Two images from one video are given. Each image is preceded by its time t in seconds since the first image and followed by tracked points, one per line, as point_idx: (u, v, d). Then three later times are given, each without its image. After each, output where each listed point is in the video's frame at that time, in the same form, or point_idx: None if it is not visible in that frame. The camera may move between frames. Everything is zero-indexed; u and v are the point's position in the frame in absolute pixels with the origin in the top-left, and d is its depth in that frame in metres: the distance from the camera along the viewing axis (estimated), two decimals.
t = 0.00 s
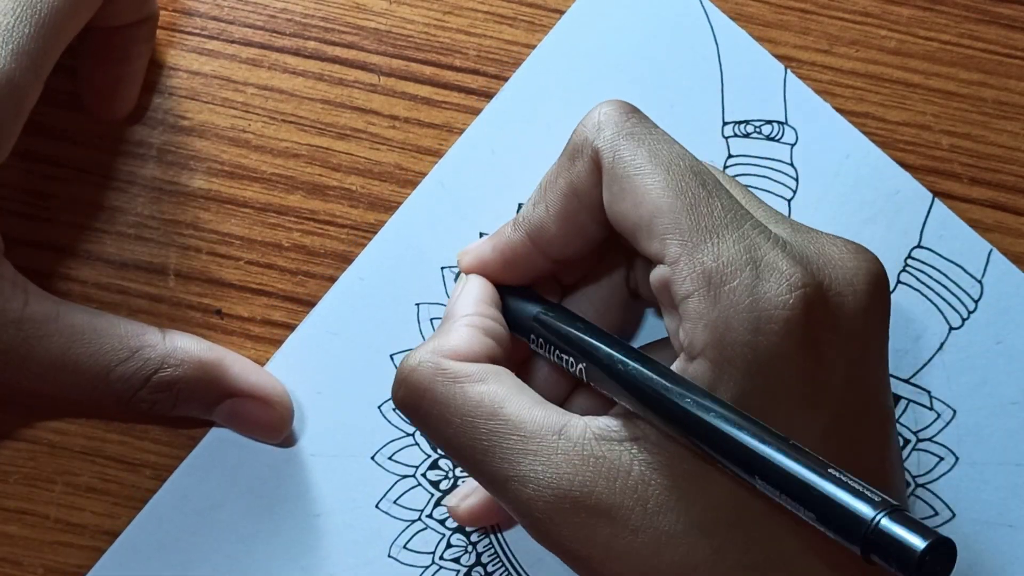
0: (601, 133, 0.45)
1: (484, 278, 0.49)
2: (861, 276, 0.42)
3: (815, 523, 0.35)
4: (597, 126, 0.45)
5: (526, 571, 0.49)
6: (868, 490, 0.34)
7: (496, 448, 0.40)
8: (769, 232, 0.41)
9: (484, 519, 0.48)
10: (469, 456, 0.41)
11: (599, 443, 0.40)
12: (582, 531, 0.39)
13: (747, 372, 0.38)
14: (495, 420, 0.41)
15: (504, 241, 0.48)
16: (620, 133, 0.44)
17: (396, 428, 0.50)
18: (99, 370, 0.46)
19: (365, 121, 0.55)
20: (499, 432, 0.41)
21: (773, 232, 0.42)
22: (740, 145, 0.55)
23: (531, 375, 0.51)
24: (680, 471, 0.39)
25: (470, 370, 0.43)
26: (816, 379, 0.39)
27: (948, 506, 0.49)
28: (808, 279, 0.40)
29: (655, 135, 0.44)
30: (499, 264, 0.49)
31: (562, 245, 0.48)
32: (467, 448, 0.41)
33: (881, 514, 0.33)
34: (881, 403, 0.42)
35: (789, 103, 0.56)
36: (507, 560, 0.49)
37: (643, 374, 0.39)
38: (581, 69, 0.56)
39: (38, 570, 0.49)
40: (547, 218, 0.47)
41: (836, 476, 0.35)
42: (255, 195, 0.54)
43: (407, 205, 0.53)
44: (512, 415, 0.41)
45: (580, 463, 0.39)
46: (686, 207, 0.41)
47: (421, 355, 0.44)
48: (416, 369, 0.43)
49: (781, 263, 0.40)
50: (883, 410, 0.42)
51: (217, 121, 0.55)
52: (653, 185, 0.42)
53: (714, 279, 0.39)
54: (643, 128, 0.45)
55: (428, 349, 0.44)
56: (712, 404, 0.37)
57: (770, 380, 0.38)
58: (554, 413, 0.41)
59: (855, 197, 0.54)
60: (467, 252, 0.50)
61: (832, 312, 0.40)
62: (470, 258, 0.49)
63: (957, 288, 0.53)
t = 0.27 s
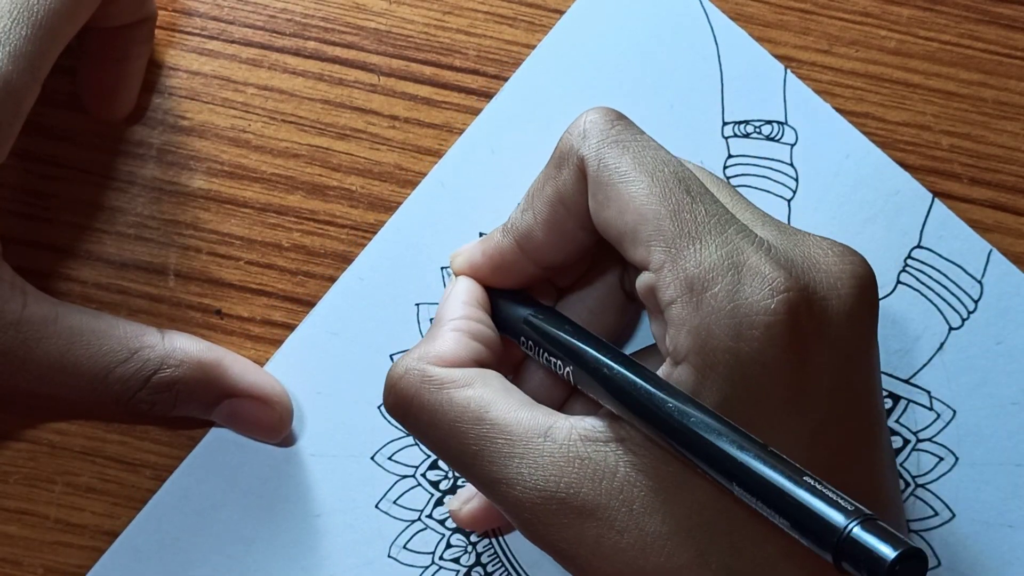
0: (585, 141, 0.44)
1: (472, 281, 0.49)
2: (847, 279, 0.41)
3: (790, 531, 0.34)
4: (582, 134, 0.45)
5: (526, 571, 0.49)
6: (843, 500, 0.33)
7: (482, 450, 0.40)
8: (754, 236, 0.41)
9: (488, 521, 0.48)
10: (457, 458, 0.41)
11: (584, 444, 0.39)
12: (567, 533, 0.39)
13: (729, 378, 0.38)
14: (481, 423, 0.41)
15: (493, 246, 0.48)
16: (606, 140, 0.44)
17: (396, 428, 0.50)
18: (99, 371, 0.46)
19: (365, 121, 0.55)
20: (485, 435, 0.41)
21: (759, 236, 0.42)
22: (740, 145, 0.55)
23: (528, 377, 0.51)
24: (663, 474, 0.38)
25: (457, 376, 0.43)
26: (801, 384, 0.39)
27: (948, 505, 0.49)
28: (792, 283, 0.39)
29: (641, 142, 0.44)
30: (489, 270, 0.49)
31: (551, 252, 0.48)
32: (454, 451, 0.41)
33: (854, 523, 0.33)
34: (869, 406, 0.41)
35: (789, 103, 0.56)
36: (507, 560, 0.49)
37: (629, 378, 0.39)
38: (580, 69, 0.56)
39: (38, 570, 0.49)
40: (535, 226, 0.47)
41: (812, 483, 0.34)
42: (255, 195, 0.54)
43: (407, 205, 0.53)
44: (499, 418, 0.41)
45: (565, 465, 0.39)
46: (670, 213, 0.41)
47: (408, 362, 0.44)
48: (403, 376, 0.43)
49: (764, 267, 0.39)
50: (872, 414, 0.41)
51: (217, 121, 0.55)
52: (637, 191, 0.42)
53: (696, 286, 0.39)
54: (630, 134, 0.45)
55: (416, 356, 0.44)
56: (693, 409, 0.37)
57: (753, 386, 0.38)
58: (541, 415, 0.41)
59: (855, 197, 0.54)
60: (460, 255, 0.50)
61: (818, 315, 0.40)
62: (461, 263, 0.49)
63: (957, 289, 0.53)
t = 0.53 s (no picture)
0: (588, 147, 0.44)
1: (479, 288, 0.49)
2: (851, 280, 0.41)
3: (800, 534, 0.35)
4: (584, 141, 0.45)
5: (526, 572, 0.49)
6: (853, 503, 0.33)
7: (490, 454, 0.40)
8: (758, 238, 0.41)
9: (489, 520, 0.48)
10: (464, 461, 0.41)
11: (592, 447, 0.39)
12: (575, 535, 0.39)
13: (737, 382, 0.38)
14: (489, 427, 0.41)
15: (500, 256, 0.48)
16: (608, 147, 0.44)
17: (396, 429, 0.50)
18: (99, 371, 0.46)
19: (365, 121, 0.55)
20: (493, 438, 0.41)
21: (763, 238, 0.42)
22: (740, 145, 0.55)
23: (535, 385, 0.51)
24: (670, 477, 0.38)
25: (463, 379, 0.43)
26: (806, 387, 0.39)
27: (948, 505, 0.49)
28: (797, 284, 0.39)
29: (643, 147, 0.44)
30: (495, 279, 0.49)
31: (556, 261, 0.48)
32: (462, 455, 0.41)
33: (865, 527, 0.33)
34: (874, 409, 0.41)
35: (789, 103, 0.56)
36: (507, 560, 0.49)
37: (637, 383, 0.39)
38: (581, 69, 0.56)
39: (38, 569, 0.49)
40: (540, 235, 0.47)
41: (823, 488, 0.34)
42: (255, 195, 0.54)
43: (407, 206, 0.53)
44: (505, 421, 0.41)
45: (573, 468, 0.39)
46: (675, 217, 0.41)
47: (414, 365, 0.44)
48: (410, 379, 0.44)
49: (770, 269, 0.39)
50: (875, 416, 0.41)
51: (217, 121, 0.55)
52: (642, 196, 0.42)
53: (702, 290, 0.39)
54: (631, 140, 0.45)
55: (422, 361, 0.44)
56: (702, 414, 0.37)
57: (759, 389, 0.38)
58: (548, 418, 0.41)
59: (855, 197, 0.54)
60: (468, 266, 0.50)
61: (824, 316, 0.40)
62: (468, 274, 0.49)
63: (957, 289, 0.53)
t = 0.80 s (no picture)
0: (585, 145, 0.44)
1: (473, 282, 0.49)
2: (851, 275, 0.41)
3: (802, 524, 0.34)
4: (581, 138, 0.45)
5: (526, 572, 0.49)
6: (854, 492, 0.33)
7: (491, 453, 0.40)
8: (757, 234, 0.41)
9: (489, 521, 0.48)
10: (465, 460, 0.41)
11: (593, 445, 0.40)
12: (578, 532, 0.39)
13: (736, 377, 0.38)
14: (489, 425, 0.41)
15: (492, 250, 0.48)
16: (606, 144, 0.44)
17: (396, 429, 0.50)
18: (99, 371, 0.46)
19: (365, 121, 0.55)
20: (494, 436, 0.41)
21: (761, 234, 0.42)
22: (740, 145, 0.55)
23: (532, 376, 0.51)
24: (670, 471, 0.38)
25: (463, 377, 0.43)
26: (807, 383, 0.39)
27: (948, 505, 0.49)
28: (796, 280, 0.39)
29: (640, 145, 0.44)
30: (488, 274, 0.48)
31: (550, 257, 0.48)
32: (463, 453, 0.41)
33: (867, 515, 0.33)
34: (874, 406, 0.41)
35: (789, 103, 0.56)
36: (507, 560, 0.49)
37: (635, 377, 0.39)
38: (581, 69, 0.56)
39: (38, 570, 0.49)
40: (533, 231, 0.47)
41: (823, 476, 0.34)
42: (255, 195, 0.54)
43: (406, 206, 0.53)
44: (505, 419, 0.41)
45: (574, 465, 0.39)
46: (673, 214, 0.41)
47: (414, 365, 0.44)
48: (410, 380, 0.44)
49: (768, 265, 0.39)
50: (876, 413, 0.41)
51: (217, 121, 0.55)
52: (640, 193, 0.42)
53: (701, 286, 0.39)
54: (629, 137, 0.45)
55: (421, 359, 0.44)
56: (701, 407, 0.37)
57: (759, 385, 0.38)
58: (547, 416, 0.41)
59: (855, 197, 0.54)
60: (460, 257, 0.50)
61: (823, 312, 0.40)
62: (461, 266, 0.49)
63: (957, 289, 0.53)
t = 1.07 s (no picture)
0: (580, 149, 0.44)
1: (475, 291, 0.49)
2: (846, 281, 0.41)
3: (798, 537, 0.34)
4: (577, 142, 0.44)
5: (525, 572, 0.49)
6: (850, 505, 0.33)
7: (488, 461, 0.40)
8: (750, 240, 0.41)
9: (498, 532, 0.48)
10: (462, 468, 0.41)
11: (590, 453, 0.39)
12: (575, 542, 0.38)
13: (731, 384, 0.38)
14: (487, 434, 0.41)
15: (495, 259, 0.48)
16: (601, 148, 0.44)
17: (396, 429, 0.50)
18: (99, 371, 0.46)
19: (365, 121, 0.55)
20: (491, 444, 0.41)
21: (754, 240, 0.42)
22: (740, 145, 0.55)
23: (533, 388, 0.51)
24: (668, 481, 0.38)
25: (461, 385, 0.43)
26: (802, 389, 0.39)
27: (948, 505, 0.49)
28: (789, 286, 0.39)
29: (635, 149, 0.44)
30: (493, 283, 0.49)
31: (551, 262, 0.48)
32: (460, 461, 0.41)
33: (863, 528, 0.33)
34: (871, 411, 0.41)
35: (789, 104, 0.56)
36: (507, 560, 0.49)
37: (633, 388, 0.39)
38: (581, 69, 0.56)
39: (38, 570, 0.49)
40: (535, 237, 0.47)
41: (820, 490, 0.34)
42: (255, 195, 0.54)
43: (406, 206, 0.53)
44: (503, 427, 0.41)
45: (571, 474, 0.39)
46: (667, 220, 0.40)
47: (412, 372, 0.44)
48: (407, 386, 0.43)
49: (761, 272, 0.39)
50: (874, 419, 0.41)
51: (217, 121, 0.55)
52: (634, 200, 0.41)
53: (694, 293, 0.39)
54: (623, 141, 0.44)
55: (420, 365, 0.44)
56: (698, 418, 0.37)
57: (755, 392, 0.38)
58: (546, 424, 0.41)
59: (855, 198, 0.54)
60: (462, 268, 0.50)
61: (817, 318, 0.40)
62: (464, 277, 0.49)
63: (957, 289, 0.53)
